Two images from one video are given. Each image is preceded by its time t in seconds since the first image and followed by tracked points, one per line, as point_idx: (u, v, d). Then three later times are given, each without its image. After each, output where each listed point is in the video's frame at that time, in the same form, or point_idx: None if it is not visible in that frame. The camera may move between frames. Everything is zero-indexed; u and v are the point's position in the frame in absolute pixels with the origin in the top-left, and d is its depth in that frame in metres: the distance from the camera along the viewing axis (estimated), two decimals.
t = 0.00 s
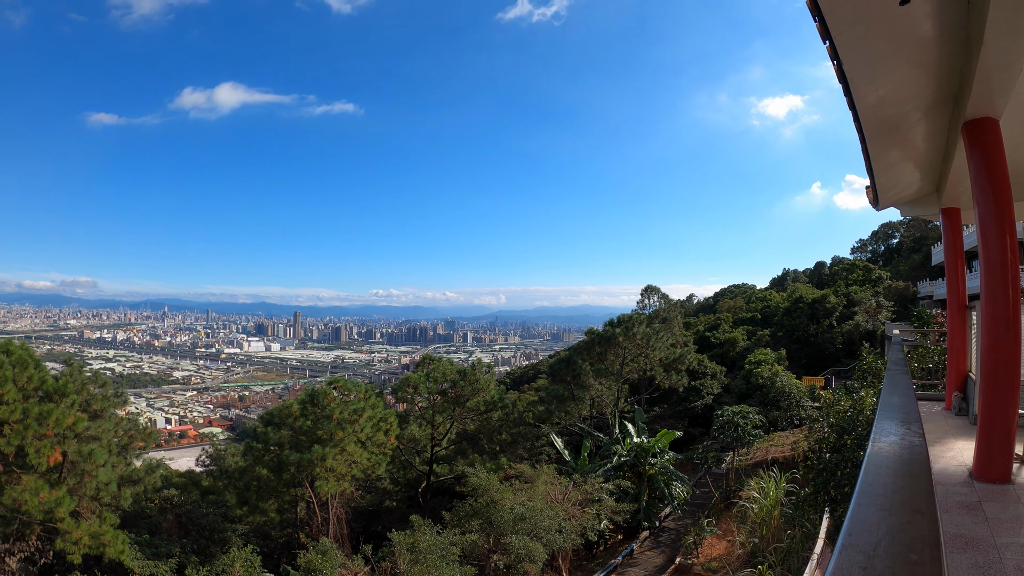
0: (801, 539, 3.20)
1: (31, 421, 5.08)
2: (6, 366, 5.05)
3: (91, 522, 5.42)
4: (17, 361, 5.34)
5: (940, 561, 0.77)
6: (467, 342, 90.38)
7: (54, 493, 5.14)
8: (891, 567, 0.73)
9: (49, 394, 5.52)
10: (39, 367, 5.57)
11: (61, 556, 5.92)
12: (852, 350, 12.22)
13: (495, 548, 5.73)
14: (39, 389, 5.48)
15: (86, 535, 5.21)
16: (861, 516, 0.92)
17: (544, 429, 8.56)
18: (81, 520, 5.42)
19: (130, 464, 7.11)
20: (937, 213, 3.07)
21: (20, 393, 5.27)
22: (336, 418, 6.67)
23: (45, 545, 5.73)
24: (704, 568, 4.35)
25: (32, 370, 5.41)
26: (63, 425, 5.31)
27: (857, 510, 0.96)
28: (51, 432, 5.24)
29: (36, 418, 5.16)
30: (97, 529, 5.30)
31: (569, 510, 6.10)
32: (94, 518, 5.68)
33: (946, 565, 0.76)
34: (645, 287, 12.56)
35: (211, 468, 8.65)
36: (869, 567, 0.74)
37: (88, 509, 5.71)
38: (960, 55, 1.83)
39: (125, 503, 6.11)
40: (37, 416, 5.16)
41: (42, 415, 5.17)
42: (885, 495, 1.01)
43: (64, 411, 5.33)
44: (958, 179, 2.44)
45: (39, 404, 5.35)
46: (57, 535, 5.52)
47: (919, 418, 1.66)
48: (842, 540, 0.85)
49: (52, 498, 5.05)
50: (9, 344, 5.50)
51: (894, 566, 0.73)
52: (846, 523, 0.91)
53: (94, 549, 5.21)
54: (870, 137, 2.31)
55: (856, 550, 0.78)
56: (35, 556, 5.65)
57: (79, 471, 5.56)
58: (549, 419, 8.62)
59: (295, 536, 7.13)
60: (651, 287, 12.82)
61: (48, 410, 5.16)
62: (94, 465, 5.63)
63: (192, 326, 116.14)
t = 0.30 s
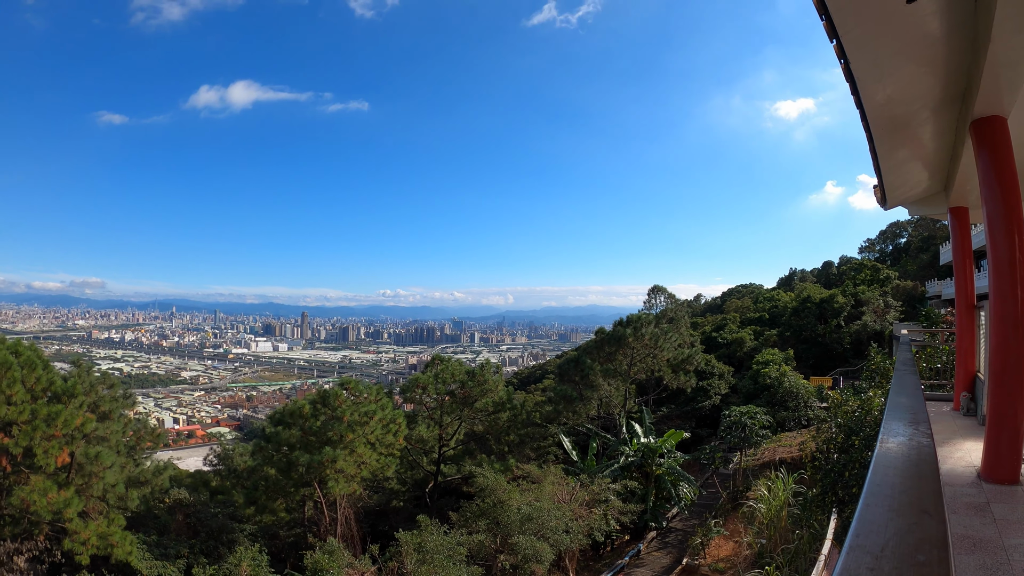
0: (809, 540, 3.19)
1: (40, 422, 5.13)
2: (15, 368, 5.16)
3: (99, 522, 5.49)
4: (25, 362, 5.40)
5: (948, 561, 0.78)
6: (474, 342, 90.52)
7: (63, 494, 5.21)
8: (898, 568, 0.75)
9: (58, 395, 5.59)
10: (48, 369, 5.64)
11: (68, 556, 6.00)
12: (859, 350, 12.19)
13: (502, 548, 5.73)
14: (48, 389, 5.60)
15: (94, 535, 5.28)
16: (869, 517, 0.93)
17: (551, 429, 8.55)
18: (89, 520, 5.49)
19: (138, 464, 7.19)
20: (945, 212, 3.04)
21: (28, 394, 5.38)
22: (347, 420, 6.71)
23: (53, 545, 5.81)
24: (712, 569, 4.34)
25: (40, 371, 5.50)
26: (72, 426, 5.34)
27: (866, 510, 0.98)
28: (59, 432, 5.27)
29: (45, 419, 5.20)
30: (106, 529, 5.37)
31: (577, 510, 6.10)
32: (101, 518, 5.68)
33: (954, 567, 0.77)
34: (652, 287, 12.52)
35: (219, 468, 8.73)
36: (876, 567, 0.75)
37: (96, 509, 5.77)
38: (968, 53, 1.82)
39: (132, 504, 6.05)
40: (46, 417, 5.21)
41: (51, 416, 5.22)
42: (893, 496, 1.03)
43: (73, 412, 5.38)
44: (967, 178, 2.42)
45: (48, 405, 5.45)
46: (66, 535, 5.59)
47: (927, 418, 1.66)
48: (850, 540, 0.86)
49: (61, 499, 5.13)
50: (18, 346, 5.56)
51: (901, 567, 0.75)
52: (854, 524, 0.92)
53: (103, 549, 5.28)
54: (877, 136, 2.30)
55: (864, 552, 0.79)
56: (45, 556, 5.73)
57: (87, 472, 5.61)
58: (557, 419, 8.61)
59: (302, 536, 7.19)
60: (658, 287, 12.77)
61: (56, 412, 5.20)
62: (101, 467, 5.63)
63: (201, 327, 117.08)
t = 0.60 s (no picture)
0: (816, 541, 3.18)
1: (48, 421, 5.13)
2: (24, 367, 5.14)
3: (107, 520, 5.55)
4: (34, 362, 5.45)
5: (957, 563, 0.79)
6: (480, 343, 90.61)
7: (70, 492, 5.27)
8: (907, 568, 0.75)
9: (66, 395, 5.62)
10: (57, 368, 5.69)
11: (76, 553, 6.08)
12: (867, 350, 12.09)
13: (508, 548, 5.77)
14: (56, 389, 5.62)
15: (102, 533, 5.34)
16: (878, 518, 0.94)
17: (558, 429, 8.59)
18: (96, 518, 5.54)
19: (146, 463, 7.26)
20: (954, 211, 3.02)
21: (37, 393, 5.40)
22: (352, 418, 6.77)
23: (61, 542, 5.88)
24: (718, 570, 4.32)
25: (49, 370, 5.53)
26: (80, 425, 5.34)
27: (874, 511, 0.98)
28: (67, 431, 5.25)
29: (53, 417, 5.20)
30: (114, 528, 5.42)
31: (584, 510, 6.10)
32: (109, 517, 5.80)
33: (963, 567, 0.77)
34: (659, 287, 12.48)
35: (227, 467, 8.81)
36: (885, 568, 0.75)
37: (103, 507, 5.83)
38: (977, 50, 1.80)
39: (139, 502, 6.25)
40: (54, 416, 5.21)
41: (59, 415, 5.22)
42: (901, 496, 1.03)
43: (80, 411, 5.38)
44: (975, 177, 2.40)
45: (56, 405, 5.46)
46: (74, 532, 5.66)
47: (935, 419, 1.65)
48: (858, 541, 0.87)
49: (68, 497, 5.18)
50: (27, 346, 5.69)
51: (910, 568, 0.75)
52: (863, 525, 0.93)
53: (110, 547, 5.34)
54: (884, 135, 2.29)
55: (872, 553, 0.79)
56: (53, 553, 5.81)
57: (95, 470, 5.67)
58: (564, 419, 8.68)
59: (309, 535, 7.23)
60: (664, 287, 12.72)
61: (65, 410, 5.20)
62: (110, 466, 5.71)
63: (210, 327, 118.05)
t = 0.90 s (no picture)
0: (823, 541, 3.16)
1: (57, 420, 5.15)
2: (33, 367, 5.24)
3: (115, 518, 5.59)
4: (43, 362, 5.52)
5: (964, 563, 0.80)
6: (487, 343, 90.69)
7: (79, 490, 5.31)
8: (914, 570, 0.76)
9: (75, 393, 5.61)
10: (65, 368, 5.72)
11: (84, 551, 6.16)
12: (875, 350, 12.00)
13: (515, 547, 5.79)
14: (65, 388, 5.60)
15: (110, 532, 5.38)
16: (885, 519, 0.95)
17: (566, 429, 8.60)
18: (105, 517, 5.59)
19: (154, 462, 7.33)
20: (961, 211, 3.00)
21: (45, 393, 5.39)
22: (360, 418, 6.80)
23: (69, 541, 5.95)
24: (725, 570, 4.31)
25: (58, 370, 5.55)
26: (88, 424, 5.41)
27: (882, 512, 1.00)
28: (76, 430, 5.31)
29: (62, 417, 5.23)
30: (121, 526, 5.46)
31: (591, 510, 6.10)
32: (117, 515, 5.84)
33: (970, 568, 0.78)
34: (666, 287, 12.43)
35: (234, 466, 8.88)
36: (892, 569, 0.76)
37: (112, 506, 5.87)
38: (984, 49, 1.80)
39: (149, 501, 6.21)
40: (63, 415, 5.24)
41: (68, 414, 5.25)
42: (909, 498, 1.05)
43: (89, 409, 5.44)
44: (983, 176, 2.39)
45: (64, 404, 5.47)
46: (82, 530, 5.70)
47: (943, 419, 1.65)
48: (866, 543, 0.89)
49: (77, 496, 5.22)
50: (36, 346, 5.78)
51: (917, 569, 0.76)
52: (869, 526, 0.94)
53: (118, 545, 5.39)
54: (892, 134, 2.27)
55: (879, 554, 0.80)
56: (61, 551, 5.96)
57: (104, 469, 5.71)
58: (571, 419, 8.70)
59: (316, 535, 7.27)
60: (671, 287, 12.67)
61: (74, 409, 5.24)
62: (118, 464, 5.74)
63: (218, 327, 118.97)
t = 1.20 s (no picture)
0: (831, 542, 3.15)
1: (65, 419, 5.20)
2: (41, 366, 5.25)
3: (123, 518, 5.64)
4: (52, 362, 5.54)
5: (972, 564, 0.80)
6: (493, 343, 90.76)
7: (86, 490, 5.34)
8: (920, 571, 0.77)
9: (84, 394, 5.69)
10: (74, 368, 5.75)
11: (92, 551, 6.24)
12: (883, 350, 11.89)
13: (522, 548, 5.79)
14: (73, 388, 5.71)
15: (118, 531, 5.43)
16: (893, 519, 0.96)
17: (573, 429, 8.60)
18: (113, 516, 5.64)
19: (162, 462, 7.41)
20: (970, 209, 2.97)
21: (54, 393, 5.49)
22: (366, 418, 6.84)
23: (77, 540, 6.05)
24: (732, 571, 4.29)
25: (66, 370, 5.63)
26: (96, 424, 5.41)
27: (889, 513, 1.01)
28: (84, 430, 5.33)
29: (70, 417, 5.28)
30: (129, 525, 5.51)
31: (598, 510, 6.10)
32: (125, 514, 5.85)
33: (977, 569, 0.79)
34: (674, 286, 12.37)
35: (241, 466, 8.96)
36: (900, 570, 0.77)
37: (120, 505, 5.92)
38: (992, 46, 1.78)
39: (155, 501, 6.33)
40: (71, 414, 5.28)
41: (76, 414, 5.29)
42: (917, 499, 1.07)
43: (97, 409, 5.46)
44: (991, 175, 2.37)
45: (73, 404, 5.54)
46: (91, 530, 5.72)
47: (952, 419, 1.64)
48: (874, 543, 0.89)
49: (85, 495, 5.26)
50: (45, 346, 5.83)
51: (925, 570, 0.77)
52: (877, 526, 0.95)
53: (126, 544, 5.44)
54: (899, 132, 2.26)
55: (888, 555, 0.81)
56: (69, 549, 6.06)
57: (112, 469, 5.83)
58: (579, 419, 8.67)
59: (323, 534, 7.32)
60: (679, 287, 12.62)
61: (82, 409, 5.28)
62: (127, 464, 5.88)
63: (226, 328, 119.93)
